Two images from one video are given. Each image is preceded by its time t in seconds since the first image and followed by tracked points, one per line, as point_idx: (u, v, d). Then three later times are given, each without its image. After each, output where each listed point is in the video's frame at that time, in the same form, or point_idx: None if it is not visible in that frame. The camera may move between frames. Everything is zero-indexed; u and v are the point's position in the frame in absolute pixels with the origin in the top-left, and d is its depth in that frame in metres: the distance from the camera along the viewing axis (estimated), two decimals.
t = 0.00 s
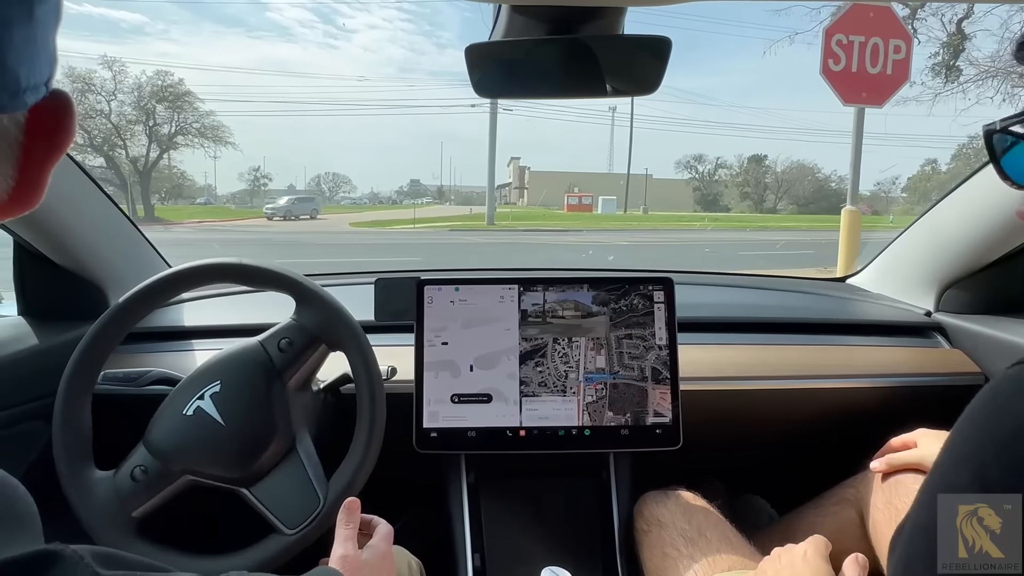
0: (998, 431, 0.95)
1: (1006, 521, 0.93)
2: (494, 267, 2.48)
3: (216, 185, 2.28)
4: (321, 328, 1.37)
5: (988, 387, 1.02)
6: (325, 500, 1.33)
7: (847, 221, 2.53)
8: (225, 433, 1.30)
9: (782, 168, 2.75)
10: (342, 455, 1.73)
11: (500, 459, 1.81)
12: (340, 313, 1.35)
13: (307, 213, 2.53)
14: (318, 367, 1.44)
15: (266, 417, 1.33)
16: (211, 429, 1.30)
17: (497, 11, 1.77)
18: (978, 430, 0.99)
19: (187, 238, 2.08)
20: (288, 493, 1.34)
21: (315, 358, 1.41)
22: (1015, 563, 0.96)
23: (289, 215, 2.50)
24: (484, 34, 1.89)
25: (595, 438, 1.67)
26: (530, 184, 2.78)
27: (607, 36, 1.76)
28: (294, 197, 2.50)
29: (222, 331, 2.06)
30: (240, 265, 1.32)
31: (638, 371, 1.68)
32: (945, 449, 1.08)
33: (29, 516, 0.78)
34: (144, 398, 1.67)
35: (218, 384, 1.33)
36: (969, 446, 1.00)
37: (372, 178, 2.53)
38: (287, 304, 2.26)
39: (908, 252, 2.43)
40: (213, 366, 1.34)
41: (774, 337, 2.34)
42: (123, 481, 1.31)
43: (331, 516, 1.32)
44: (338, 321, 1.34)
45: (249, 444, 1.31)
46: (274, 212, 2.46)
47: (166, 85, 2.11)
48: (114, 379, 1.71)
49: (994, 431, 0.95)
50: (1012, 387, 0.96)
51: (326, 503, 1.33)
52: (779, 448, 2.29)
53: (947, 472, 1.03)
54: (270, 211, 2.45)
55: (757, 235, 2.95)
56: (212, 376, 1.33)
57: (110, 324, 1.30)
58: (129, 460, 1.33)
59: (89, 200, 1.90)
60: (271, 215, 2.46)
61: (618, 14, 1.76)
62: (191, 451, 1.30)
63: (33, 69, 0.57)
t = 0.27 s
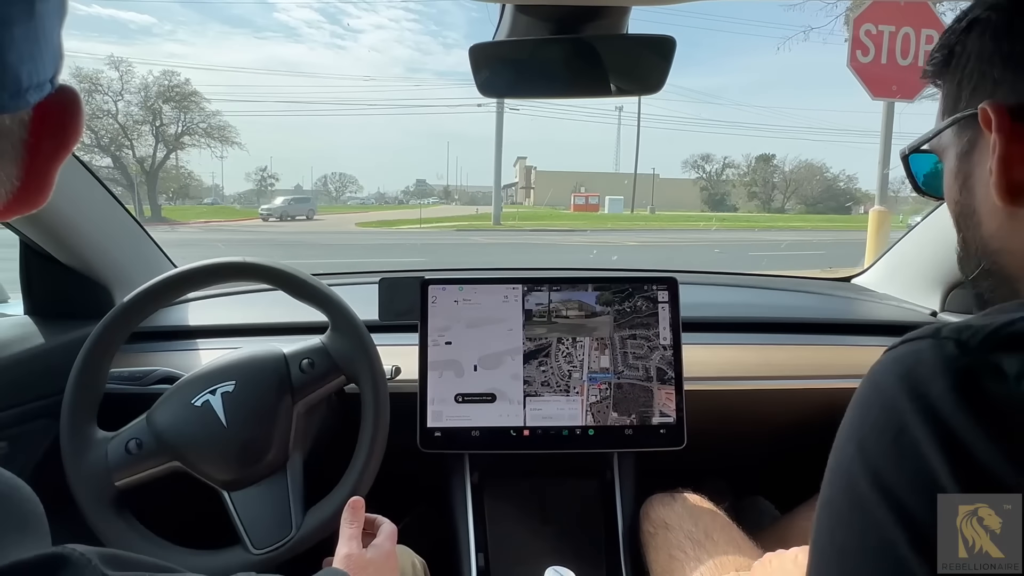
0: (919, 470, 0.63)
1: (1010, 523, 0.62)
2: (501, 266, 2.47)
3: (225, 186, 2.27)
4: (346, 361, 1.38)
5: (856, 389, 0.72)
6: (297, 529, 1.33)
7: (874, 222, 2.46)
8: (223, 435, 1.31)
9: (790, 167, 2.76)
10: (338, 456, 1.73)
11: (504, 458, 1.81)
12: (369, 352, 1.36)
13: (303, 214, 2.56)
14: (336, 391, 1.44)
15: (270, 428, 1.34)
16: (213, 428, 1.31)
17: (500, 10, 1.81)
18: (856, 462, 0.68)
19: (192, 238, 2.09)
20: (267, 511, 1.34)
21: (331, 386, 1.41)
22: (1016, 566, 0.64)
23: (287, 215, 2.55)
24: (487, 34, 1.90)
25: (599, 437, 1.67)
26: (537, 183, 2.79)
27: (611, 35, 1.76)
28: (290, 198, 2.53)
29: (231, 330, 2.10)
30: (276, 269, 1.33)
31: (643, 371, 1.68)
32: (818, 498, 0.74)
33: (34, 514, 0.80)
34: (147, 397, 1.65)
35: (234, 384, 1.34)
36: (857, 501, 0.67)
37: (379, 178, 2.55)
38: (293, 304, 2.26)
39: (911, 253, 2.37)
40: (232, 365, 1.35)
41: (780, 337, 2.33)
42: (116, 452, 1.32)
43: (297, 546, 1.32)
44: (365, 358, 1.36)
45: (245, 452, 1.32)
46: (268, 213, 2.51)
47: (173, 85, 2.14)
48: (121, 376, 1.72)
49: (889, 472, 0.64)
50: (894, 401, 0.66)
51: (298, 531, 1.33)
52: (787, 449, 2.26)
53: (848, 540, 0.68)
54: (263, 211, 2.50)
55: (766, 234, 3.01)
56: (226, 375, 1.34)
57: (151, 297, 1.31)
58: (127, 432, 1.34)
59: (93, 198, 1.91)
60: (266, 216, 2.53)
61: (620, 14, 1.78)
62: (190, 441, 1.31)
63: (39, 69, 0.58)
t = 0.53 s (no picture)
0: (879, 459, 0.63)
1: (1009, 522, 0.61)
2: (505, 266, 2.47)
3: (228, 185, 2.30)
4: (353, 372, 1.39)
5: (821, 385, 0.73)
6: (289, 535, 1.32)
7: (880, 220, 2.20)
8: (225, 434, 1.31)
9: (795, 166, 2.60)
10: (341, 456, 1.73)
11: (507, 458, 1.80)
12: (377, 363, 1.37)
13: (298, 215, 2.55)
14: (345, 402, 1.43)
15: (272, 431, 1.34)
16: (216, 427, 1.32)
17: (504, 11, 1.82)
18: (823, 454, 0.69)
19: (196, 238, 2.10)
20: (261, 514, 1.34)
21: (338, 395, 1.41)
22: (1015, 565, 0.64)
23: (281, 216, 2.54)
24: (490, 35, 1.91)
25: (603, 437, 1.67)
26: (540, 183, 2.87)
27: (613, 35, 1.75)
28: (285, 198, 2.52)
29: (233, 330, 2.11)
30: (286, 270, 1.34)
31: (647, 371, 1.67)
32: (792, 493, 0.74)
33: (34, 515, 0.79)
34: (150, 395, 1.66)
35: (240, 384, 1.34)
36: (826, 492, 0.67)
37: (383, 178, 2.56)
38: (297, 303, 2.27)
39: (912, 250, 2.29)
40: (241, 365, 1.36)
41: (783, 337, 2.33)
42: (118, 440, 1.32)
43: (287, 553, 1.31)
44: (371, 370, 1.37)
45: (245, 454, 1.32)
46: (263, 213, 2.49)
47: (177, 85, 2.15)
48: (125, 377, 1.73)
49: (853, 462, 0.65)
50: (852, 392, 0.67)
51: (290, 536, 1.32)
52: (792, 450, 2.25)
53: (822, 533, 0.68)
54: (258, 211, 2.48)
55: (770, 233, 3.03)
56: (233, 376, 1.34)
57: (170, 288, 1.32)
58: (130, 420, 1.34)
59: (102, 200, 1.90)
60: (261, 216, 2.51)
61: (623, 13, 1.78)
62: (193, 437, 1.32)
63: (24, 65, 0.56)
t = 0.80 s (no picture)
0: (885, 462, 0.63)
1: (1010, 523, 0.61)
2: (506, 266, 2.47)
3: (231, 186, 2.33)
4: (356, 374, 1.39)
5: (825, 388, 0.74)
6: (289, 535, 1.32)
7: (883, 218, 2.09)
8: (228, 433, 1.32)
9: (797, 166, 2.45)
10: (342, 456, 1.73)
11: (509, 457, 1.80)
12: (380, 365, 1.37)
13: (291, 215, 2.57)
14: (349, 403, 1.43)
15: (274, 432, 1.34)
16: (219, 426, 1.32)
17: (506, 11, 1.83)
18: (829, 457, 0.69)
19: (199, 238, 2.11)
20: (261, 514, 1.33)
21: (341, 396, 1.41)
22: (1015, 565, 0.64)
23: (274, 217, 2.55)
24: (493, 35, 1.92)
25: (605, 437, 1.67)
26: (544, 183, 2.80)
27: (616, 34, 1.75)
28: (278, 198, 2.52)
29: (235, 329, 2.11)
30: (290, 269, 1.35)
31: (649, 370, 1.67)
32: (797, 498, 0.74)
33: (29, 518, 0.79)
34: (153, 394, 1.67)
35: (243, 384, 1.34)
36: (832, 496, 0.67)
37: (385, 178, 2.57)
38: (298, 303, 2.27)
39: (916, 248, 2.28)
40: (244, 364, 1.36)
41: (785, 337, 2.33)
42: (121, 436, 1.32)
43: (287, 554, 1.31)
44: (374, 371, 1.37)
45: (247, 453, 1.33)
46: (256, 214, 2.49)
47: (180, 86, 2.16)
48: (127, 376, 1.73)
49: (860, 465, 0.65)
50: (858, 394, 0.67)
51: (290, 537, 1.32)
52: (793, 450, 2.25)
53: (827, 537, 0.67)
54: (253, 212, 2.48)
55: (772, 235, 3.01)
56: (238, 375, 1.35)
57: (177, 285, 1.33)
58: (134, 417, 1.34)
59: (106, 201, 1.90)
60: (256, 217, 2.50)
61: (626, 11, 1.78)
62: (195, 435, 1.32)
63: None
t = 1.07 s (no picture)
0: (886, 464, 0.63)
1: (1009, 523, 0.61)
2: (507, 266, 2.47)
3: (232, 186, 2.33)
4: (357, 375, 1.39)
5: (825, 389, 0.74)
6: (290, 535, 1.32)
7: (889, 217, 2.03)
8: (229, 433, 1.32)
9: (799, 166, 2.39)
10: (343, 456, 1.73)
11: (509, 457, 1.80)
12: (383, 366, 1.37)
13: (285, 215, 2.55)
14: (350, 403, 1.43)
15: (274, 432, 1.34)
16: (219, 426, 1.32)
17: (507, 11, 1.83)
18: (829, 460, 0.69)
19: (200, 238, 2.11)
20: (262, 514, 1.33)
21: (343, 396, 1.41)
22: (1015, 565, 0.64)
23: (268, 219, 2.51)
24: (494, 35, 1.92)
25: (606, 437, 1.67)
26: (544, 183, 2.85)
27: (617, 34, 1.74)
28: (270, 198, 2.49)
29: (236, 329, 2.11)
30: (291, 270, 1.35)
31: (651, 370, 1.67)
32: (797, 500, 0.74)
33: (26, 520, 0.79)
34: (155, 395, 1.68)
35: (244, 384, 1.34)
36: (832, 498, 0.67)
37: (386, 178, 2.57)
38: (299, 303, 2.27)
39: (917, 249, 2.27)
40: (245, 365, 1.36)
41: (786, 337, 2.32)
42: (122, 435, 1.33)
43: (287, 554, 1.31)
44: (376, 372, 1.37)
45: (247, 452, 1.33)
46: (248, 215, 2.46)
47: (182, 86, 2.16)
48: (128, 377, 1.73)
49: (861, 469, 0.65)
50: (859, 396, 0.67)
51: (291, 536, 1.32)
52: (795, 450, 2.24)
53: (827, 540, 0.67)
54: (245, 211, 2.44)
55: (772, 234, 3.02)
56: (239, 375, 1.35)
57: (178, 285, 1.33)
58: (135, 416, 1.34)
59: (108, 201, 1.90)
60: (247, 216, 2.46)
61: (628, 11, 1.78)
62: (196, 435, 1.32)
63: None
